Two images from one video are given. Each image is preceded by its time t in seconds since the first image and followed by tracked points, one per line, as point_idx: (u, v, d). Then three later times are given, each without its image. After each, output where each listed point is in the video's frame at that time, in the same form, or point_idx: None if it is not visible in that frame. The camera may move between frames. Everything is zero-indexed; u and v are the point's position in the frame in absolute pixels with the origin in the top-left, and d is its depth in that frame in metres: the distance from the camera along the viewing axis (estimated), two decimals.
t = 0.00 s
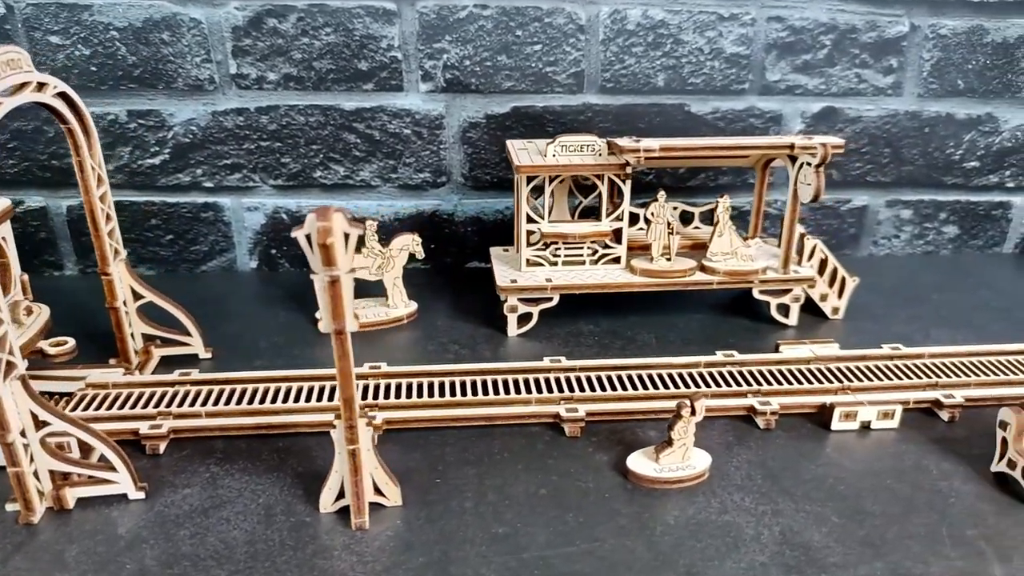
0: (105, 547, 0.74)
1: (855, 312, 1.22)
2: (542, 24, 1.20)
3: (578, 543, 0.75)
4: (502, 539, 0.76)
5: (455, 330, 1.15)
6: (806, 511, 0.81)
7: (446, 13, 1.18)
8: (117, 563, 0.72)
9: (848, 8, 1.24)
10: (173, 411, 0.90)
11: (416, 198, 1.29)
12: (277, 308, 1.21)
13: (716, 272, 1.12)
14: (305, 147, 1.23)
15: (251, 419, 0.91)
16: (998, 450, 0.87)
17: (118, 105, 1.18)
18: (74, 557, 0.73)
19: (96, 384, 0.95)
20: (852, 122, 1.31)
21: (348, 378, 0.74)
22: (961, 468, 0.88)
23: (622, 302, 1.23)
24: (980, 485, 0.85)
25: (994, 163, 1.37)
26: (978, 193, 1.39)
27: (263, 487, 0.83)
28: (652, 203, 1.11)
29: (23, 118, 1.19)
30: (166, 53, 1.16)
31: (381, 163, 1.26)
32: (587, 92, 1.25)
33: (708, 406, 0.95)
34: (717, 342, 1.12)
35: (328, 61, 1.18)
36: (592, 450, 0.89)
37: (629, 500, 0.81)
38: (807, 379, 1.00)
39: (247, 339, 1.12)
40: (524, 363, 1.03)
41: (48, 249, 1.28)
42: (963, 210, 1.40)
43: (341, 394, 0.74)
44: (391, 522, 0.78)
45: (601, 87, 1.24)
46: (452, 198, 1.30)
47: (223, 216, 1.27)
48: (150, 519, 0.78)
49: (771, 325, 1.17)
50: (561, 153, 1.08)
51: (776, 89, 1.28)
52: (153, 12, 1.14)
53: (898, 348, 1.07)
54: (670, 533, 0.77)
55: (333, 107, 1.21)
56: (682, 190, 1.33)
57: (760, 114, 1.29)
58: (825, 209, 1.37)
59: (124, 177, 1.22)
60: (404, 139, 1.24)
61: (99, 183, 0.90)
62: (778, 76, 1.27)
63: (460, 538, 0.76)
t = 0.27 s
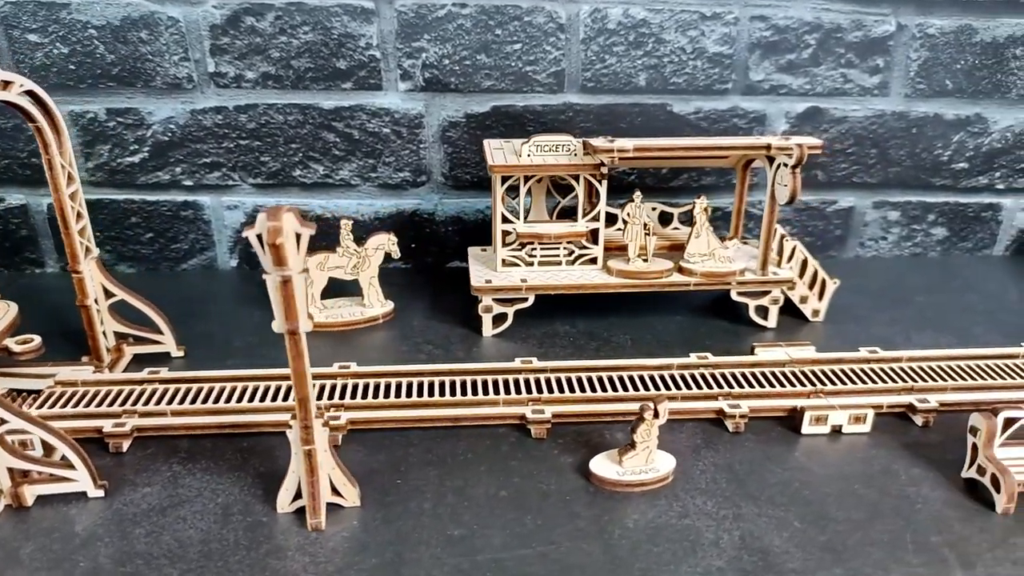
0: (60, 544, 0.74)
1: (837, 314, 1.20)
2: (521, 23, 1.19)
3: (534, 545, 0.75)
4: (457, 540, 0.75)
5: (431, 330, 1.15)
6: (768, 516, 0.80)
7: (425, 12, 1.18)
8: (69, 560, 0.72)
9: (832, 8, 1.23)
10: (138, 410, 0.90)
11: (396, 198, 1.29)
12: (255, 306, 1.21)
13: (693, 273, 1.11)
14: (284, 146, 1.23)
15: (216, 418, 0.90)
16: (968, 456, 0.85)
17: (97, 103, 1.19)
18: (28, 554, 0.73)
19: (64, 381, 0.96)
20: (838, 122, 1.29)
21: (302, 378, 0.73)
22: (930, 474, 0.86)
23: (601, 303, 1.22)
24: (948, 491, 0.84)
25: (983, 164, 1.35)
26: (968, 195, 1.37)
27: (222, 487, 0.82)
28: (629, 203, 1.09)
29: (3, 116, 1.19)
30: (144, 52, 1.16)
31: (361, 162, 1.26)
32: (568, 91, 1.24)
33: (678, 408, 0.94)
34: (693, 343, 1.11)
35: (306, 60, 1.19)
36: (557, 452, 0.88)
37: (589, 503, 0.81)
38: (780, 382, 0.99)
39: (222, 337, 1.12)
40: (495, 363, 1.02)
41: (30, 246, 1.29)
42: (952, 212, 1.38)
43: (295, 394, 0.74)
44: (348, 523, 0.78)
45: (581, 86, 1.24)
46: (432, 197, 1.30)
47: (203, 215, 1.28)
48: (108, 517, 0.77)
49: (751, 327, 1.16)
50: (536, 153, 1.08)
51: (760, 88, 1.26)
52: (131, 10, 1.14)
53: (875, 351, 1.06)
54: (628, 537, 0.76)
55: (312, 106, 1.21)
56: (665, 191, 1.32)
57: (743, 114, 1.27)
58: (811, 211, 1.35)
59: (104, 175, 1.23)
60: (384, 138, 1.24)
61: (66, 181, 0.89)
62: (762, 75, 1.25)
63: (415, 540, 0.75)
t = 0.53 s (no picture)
0: (18, 541, 0.74)
1: (820, 315, 1.19)
2: (502, 21, 1.19)
3: (492, 546, 0.74)
4: (416, 541, 0.75)
5: (408, 329, 1.14)
6: (732, 519, 0.79)
7: (405, 10, 1.17)
8: (26, 557, 0.72)
9: (817, 6, 1.22)
10: (106, 407, 0.90)
11: (378, 196, 1.29)
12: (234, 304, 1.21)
13: (672, 274, 1.10)
14: (265, 144, 1.23)
15: (184, 416, 0.90)
16: (940, 461, 0.84)
17: (78, 100, 1.19)
18: None
19: (35, 377, 0.96)
20: (823, 122, 1.28)
21: (260, 376, 0.73)
22: (902, 478, 0.85)
23: (582, 303, 1.21)
24: (918, 496, 0.82)
25: (972, 165, 1.33)
26: (956, 196, 1.36)
27: (185, 485, 0.82)
28: (606, 203, 1.09)
29: None
30: (124, 49, 1.17)
31: (342, 160, 1.25)
32: (550, 90, 1.23)
33: (648, 408, 0.93)
34: (671, 344, 1.10)
35: (286, 57, 1.19)
36: (524, 453, 0.87)
37: (552, 504, 0.80)
38: (755, 384, 0.98)
39: (198, 335, 1.12)
40: (468, 363, 1.02)
41: (14, 243, 1.30)
42: (941, 213, 1.36)
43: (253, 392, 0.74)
44: (308, 522, 0.77)
45: (564, 85, 1.23)
46: (415, 196, 1.29)
47: (184, 211, 1.28)
48: (68, 514, 0.77)
49: (731, 328, 1.15)
50: (513, 151, 1.07)
51: (744, 88, 1.25)
52: (111, 7, 1.15)
53: (854, 353, 1.05)
54: (589, 539, 0.75)
55: (292, 104, 1.21)
56: (649, 190, 1.31)
57: (728, 114, 1.26)
58: (796, 211, 1.34)
59: (86, 172, 1.23)
60: (365, 136, 1.24)
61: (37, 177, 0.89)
62: (746, 75, 1.24)
63: (373, 540, 0.75)
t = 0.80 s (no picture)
0: None
1: (804, 316, 1.18)
2: (486, 19, 1.17)
3: (454, 547, 0.73)
4: (378, 540, 0.74)
5: (387, 327, 1.14)
6: (700, 520, 0.78)
7: (388, 6, 1.16)
8: None
9: (804, 4, 1.20)
10: (76, 404, 0.90)
11: (362, 194, 1.28)
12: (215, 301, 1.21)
13: (653, 273, 1.09)
14: (248, 141, 1.23)
15: (154, 413, 0.90)
16: (915, 463, 0.83)
17: (60, 96, 1.19)
18: None
19: (8, 373, 0.96)
20: (811, 121, 1.27)
21: (221, 374, 0.72)
22: (876, 480, 0.84)
23: (564, 301, 1.20)
24: (892, 498, 0.81)
25: (963, 165, 1.31)
26: (946, 196, 1.34)
27: (151, 482, 0.82)
28: (587, 201, 1.07)
29: None
30: (106, 46, 1.16)
31: (325, 157, 1.25)
32: (534, 88, 1.22)
33: (622, 408, 0.92)
34: (651, 344, 1.09)
35: (268, 54, 1.18)
36: (494, 452, 0.86)
37: (518, 504, 0.79)
38: (732, 384, 0.97)
39: (177, 332, 1.11)
40: (444, 362, 1.01)
41: None
42: (931, 214, 1.35)
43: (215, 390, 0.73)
44: (270, 521, 0.77)
45: (548, 84, 1.22)
46: (399, 193, 1.28)
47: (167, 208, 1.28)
48: (31, 510, 0.77)
49: (712, 328, 1.14)
50: (492, 149, 1.05)
51: (731, 86, 1.24)
52: (93, 4, 1.15)
53: (834, 354, 1.03)
54: (553, 540, 0.75)
55: (275, 101, 1.21)
56: (634, 189, 1.30)
57: (714, 112, 1.25)
58: (783, 211, 1.33)
59: (69, 169, 1.24)
60: (348, 133, 1.23)
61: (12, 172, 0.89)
62: (733, 73, 1.23)
63: (334, 540, 0.74)
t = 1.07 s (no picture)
0: None
1: (789, 316, 1.17)
2: (471, 16, 1.17)
3: (423, 545, 0.73)
4: (346, 539, 0.74)
5: (369, 325, 1.13)
6: (673, 521, 0.77)
7: (371, 3, 1.16)
8: None
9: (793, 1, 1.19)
10: (52, 400, 0.90)
11: (347, 191, 1.28)
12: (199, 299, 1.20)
13: (635, 272, 1.08)
14: (232, 138, 1.23)
15: (130, 410, 0.90)
16: (893, 464, 0.82)
17: (45, 93, 1.19)
18: None
19: None
20: (799, 120, 1.26)
21: (189, 370, 0.72)
22: (853, 481, 0.83)
23: (548, 300, 1.20)
24: (869, 499, 0.80)
25: (953, 165, 1.30)
26: (937, 196, 1.33)
27: (122, 478, 0.81)
28: (569, 200, 1.07)
29: None
30: (90, 42, 1.16)
31: (310, 155, 1.25)
32: (519, 85, 1.22)
33: (600, 407, 0.91)
34: (634, 343, 1.08)
35: (252, 51, 1.18)
36: (469, 451, 0.86)
37: (490, 503, 0.78)
38: (712, 384, 0.96)
39: (159, 329, 1.11)
40: (423, 360, 1.01)
41: None
42: (921, 214, 1.34)
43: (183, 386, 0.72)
44: (240, 518, 0.76)
45: (533, 82, 1.21)
46: (384, 191, 1.28)
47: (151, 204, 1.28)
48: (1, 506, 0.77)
49: (696, 327, 1.13)
50: (474, 147, 1.04)
51: (718, 84, 1.23)
52: None
53: (817, 354, 1.03)
54: (523, 539, 0.74)
55: (259, 98, 1.21)
56: (621, 188, 1.30)
57: (701, 111, 1.24)
58: (771, 210, 1.32)
59: (54, 166, 1.24)
60: (332, 131, 1.23)
61: None
62: (720, 71, 1.22)
63: (303, 538, 0.73)
